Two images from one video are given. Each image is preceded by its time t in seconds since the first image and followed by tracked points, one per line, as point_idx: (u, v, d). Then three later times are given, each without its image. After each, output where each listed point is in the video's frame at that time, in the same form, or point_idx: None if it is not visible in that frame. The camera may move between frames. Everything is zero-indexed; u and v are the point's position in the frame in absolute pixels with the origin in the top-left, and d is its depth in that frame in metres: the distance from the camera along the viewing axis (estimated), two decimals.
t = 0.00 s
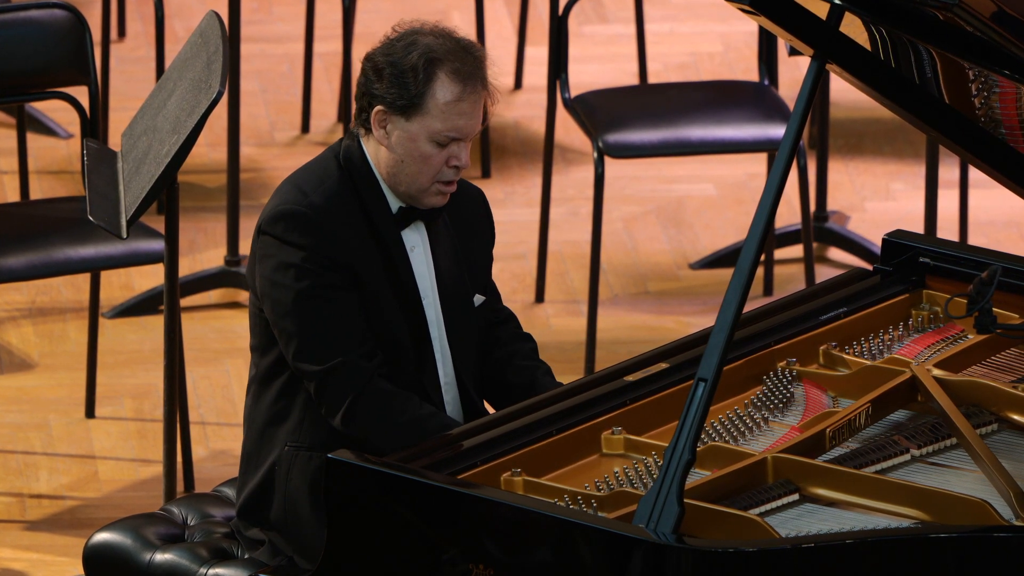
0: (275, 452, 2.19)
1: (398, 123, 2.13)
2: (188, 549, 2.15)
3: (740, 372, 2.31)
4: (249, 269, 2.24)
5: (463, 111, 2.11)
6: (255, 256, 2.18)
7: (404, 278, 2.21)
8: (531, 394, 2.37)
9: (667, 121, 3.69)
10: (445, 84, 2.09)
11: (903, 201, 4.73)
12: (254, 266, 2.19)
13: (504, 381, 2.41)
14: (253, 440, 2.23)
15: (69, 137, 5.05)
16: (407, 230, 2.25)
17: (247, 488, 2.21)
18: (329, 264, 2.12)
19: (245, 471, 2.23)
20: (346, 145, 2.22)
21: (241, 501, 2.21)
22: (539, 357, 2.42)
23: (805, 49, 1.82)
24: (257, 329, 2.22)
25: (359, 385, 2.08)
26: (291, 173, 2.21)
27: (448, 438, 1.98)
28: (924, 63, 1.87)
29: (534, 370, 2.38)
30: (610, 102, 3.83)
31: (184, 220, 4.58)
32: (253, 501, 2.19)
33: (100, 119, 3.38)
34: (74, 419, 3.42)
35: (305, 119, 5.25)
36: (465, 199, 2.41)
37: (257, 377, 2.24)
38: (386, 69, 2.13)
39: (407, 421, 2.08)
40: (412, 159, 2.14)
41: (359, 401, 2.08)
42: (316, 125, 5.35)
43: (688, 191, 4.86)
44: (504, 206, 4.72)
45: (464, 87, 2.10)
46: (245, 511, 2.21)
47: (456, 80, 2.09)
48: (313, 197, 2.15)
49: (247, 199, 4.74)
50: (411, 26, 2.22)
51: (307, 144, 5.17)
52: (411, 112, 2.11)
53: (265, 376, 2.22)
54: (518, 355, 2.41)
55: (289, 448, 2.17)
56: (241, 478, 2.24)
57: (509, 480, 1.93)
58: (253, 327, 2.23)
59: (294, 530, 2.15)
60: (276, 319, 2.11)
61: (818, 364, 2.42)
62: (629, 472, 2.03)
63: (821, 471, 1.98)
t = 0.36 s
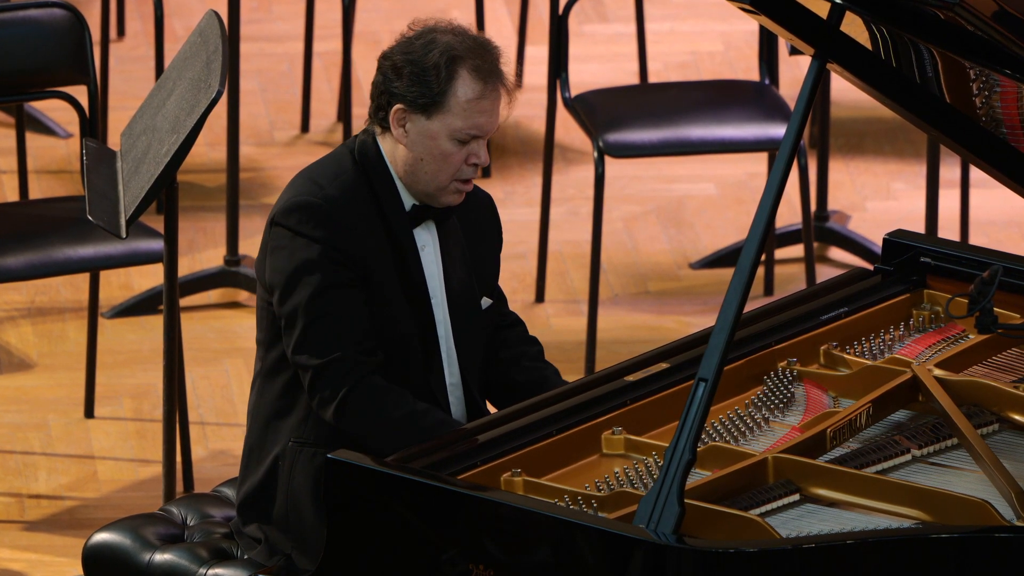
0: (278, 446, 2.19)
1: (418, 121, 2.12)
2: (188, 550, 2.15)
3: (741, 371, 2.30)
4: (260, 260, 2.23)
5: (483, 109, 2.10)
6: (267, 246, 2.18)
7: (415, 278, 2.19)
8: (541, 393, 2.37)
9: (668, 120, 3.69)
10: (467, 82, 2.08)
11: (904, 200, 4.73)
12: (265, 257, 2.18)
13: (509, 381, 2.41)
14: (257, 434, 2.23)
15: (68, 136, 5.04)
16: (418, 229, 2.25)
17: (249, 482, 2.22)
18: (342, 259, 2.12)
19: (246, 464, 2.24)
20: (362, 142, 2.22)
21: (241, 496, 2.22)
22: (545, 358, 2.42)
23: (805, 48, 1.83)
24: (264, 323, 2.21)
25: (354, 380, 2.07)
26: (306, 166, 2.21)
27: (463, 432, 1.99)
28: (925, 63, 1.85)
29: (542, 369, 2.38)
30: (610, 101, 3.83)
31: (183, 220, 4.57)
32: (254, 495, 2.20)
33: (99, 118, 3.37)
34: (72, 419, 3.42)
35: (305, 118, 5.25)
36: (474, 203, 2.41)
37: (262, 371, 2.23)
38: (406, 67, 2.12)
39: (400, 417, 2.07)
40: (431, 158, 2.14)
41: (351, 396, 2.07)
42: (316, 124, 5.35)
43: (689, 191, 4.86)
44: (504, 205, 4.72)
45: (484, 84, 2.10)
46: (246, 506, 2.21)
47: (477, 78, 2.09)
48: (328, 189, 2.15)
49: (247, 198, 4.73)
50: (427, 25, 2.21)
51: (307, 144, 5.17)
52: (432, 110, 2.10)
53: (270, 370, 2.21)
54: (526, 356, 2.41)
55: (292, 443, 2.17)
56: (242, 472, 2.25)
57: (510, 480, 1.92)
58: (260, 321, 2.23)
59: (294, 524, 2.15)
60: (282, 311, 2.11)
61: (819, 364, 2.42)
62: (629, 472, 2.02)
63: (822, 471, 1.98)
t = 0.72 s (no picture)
0: (286, 447, 2.19)
1: (425, 120, 2.12)
2: (187, 550, 2.14)
3: (741, 371, 2.30)
4: (266, 262, 2.22)
5: (491, 109, 2.10)
6: (277, 249, 2.16)
7: (422, 277, 2.20)
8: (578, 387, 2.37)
9: (669, 120, 3.68)
10: (475, 82, 2.07)
11: (905, 200, 4.72)
12: (275, 260, 2.17)
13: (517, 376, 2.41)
14: (263, 436, 2.22)
15: (67, 136, 5.04)
16: (427, 230, 2.25)
17: (254, 483, 2.21)
18: (356, 261, 2.11)
19: (251, 465, 2.23)
20: (369, 141, 2.21)
21: (246, 497, 2.21)
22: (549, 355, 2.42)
23: (805, 47, 1.83)
24: (272, 325, 2.21)
25: (381, 377, 2.06)
26: (312, 168, 2.20)
27: (469, 430, 2.00)
28: (926, 63, 1.84)
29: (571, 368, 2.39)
30: (610, 101, 3.82)
31: (183, 220, 4.56)
32: (262, 497, 2.19)
33: (97, 117, 3.37)
34: (72, 419, 3.41)
35: (304, 118, 5.24)
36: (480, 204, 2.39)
37: (269, 373, 2.23)
38: (414, 66, 2.11)
39: (426, 414, 2.06)
40: (438, 157, 2.14)
41: (381, 392, 2.05)
42: (315, 124, 5.34)
43: (689, 190, 4.85)
44: (503, 205, 4.71)
45: (493, 84, 2.09)
46: (252, 508, 2.20)
47: (485, 77, 2.08)
48: (338, 192, 2.14)
49: (246, 197, 4.73)
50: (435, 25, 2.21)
51: (306, 143, 5.16)
52: (439, 109, 2.10)
53: (279, 372, 2.21)
54: (547, 354, 2.41)
55: (302, 445, 2.17)
56: (247, 473, 2.24)
57: (510, 480, 1.92)
58: (268, 323, 2.22)
59: (302, 528, 2.15)
60: (298, 314, 2.09)
61: (819, 364, 2.41)
62: (629, 472, 2.02)
63: (822, 471, 1.97)
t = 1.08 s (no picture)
0: (284, 448, 2.18)
1: (426, 126, 2.10)
2: (187, 550, 2.14)
3: (742, 371, 2.29)
4: (267, 262, 2.23)
5: (491, 116, 2.08)
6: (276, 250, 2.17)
7: (422, 279, 2.18)
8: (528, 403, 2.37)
9: (669, 119, 3.68)
10: (475, 88, 2.06)
11: (906, 199, 4.72)
12: (275, 260, 2.18)
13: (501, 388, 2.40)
14: (263, 437, 2.22)
15: (66, 135, 5.03)
16: (429, 233, 2.24)
17: (254, 484, 2.20)
18: (352, 262, 2.11)
19: (251, 465, 2.22)
20: (371, 143, 2.21)
21: (246, 497, 2.20)
22: (541, 365, 2.42)
23: (807, 47, 1.83)
24: (273, 325, 2.21)
25: (378, 379, 2.06)
26: (314, 168, 2.20)
27: (468, 430, 1.99)
28: (928, 63, 1.84)
29: (533, 377, 2.38)
30: (611, 100, 3.81)
31: (183, 219, 4.56)
32: (261, 497, 2.18)
33: (96, 116, 3.36)
34: (71, 419, 3.41)
35: (304, 117, 5.24)
36: (483, 205, 2.38)
37: (269, 374, 2.23)
38: (415, 72, 2.10)
39: (424, 419, 2.06)
40: (439, 163, 2.12)
41: (377, 397, 2.05)
42: (315, 123, 5.34)
43: (690, 190, 4.85)
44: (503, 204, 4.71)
45: (493, 91, 2.07)
46: (251, 508, 2.20)
47: (485, 84, 2.06)
48: (337, 193, 2.14)
49: (245, 197, 4.73)
50: (438, 29, 2.20)
51: (306, 143, 5.15)
52: (439, 115, 2.08)
53: (278, 373, 2.21)
54: (519, 362, 2.41)
55: (300, 446, 2.16)
56: (247, 473, 2.23)
57: (510, 480, 1.91)
58: (268, 323, 2.22)
59: (301, 529, 2.13)
60: (296, 314, 2.09)
61: (819, 364, 2.41)
62: (629, 473, 2.01)
63: (823, 471, 1.96)
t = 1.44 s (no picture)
0: (276, 452, 2.18)
1: (408, 130, 2.10)
2: (186, 550, 2.13)
3: (741, 371, 2.28)
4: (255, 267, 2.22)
5: (472, 118, 2.08)
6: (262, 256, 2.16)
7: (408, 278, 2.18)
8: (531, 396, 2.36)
9: (669, 119, 3.67)
10: (454, 91, 2.07)
11: (907, 199, 4.71)
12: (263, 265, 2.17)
13: (501, 383, 2.40)
14: (258, 440, 2.21)
15: (65, 135, 5.02)
16: (413, 234, 2.23)
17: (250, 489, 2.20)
18: (338, 266, 2.10)
19: (247, 470, 2.22)
20: (353, 147, 2.19)
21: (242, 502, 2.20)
22: (539, 360, 2.41)
23: (807, 46, 1.82)
24: (262, 329, 2.21)
25: (381, 371, 2.06)
26: (296, 174, 2.18)
27: (452, 437, 1.96)
28: (928, 62, 1.83)
29: (533, 372, 2.37)
30: (612, 100, 3.80)
31: (183, 219, 4.55)
32: (255, 502, 2.18)
33: (95, 115, 3.36)
34: (70, 419, 3.40)
35: (303, 117, 5.23)
36: (473, 202, 2.37)
37: (260, 377, 2.22)
38: (393, 77, 2.10)
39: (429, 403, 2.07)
40: (422, 167, 2.11)
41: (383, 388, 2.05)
42: (315, 123, 5.33)
43: (690, 189, 4.84)
44: (503, 204, 4.70)
45: (473, 93, 2.08)
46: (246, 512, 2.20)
47: (464, 86, 2.07)
48: (320, 199, 2.12)
49: (245, 196, 4.72)
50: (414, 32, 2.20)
51: (306, 142, 5.15)
52: (420, 120, 2.08)
53: (270, 375, 2.21)
54: (517, 357, 2.39)
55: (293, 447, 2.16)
56: (244, 476, 2.23)
57: (510, 480, 1.91)
58: (258, 328, 2.22)
59: (291, 530, 2.13)
60: (288, 317, 2.09)
61: (819, 364, 2.40)
62: (630, 473, 2.01)
63: (823, 471, 1.96)
